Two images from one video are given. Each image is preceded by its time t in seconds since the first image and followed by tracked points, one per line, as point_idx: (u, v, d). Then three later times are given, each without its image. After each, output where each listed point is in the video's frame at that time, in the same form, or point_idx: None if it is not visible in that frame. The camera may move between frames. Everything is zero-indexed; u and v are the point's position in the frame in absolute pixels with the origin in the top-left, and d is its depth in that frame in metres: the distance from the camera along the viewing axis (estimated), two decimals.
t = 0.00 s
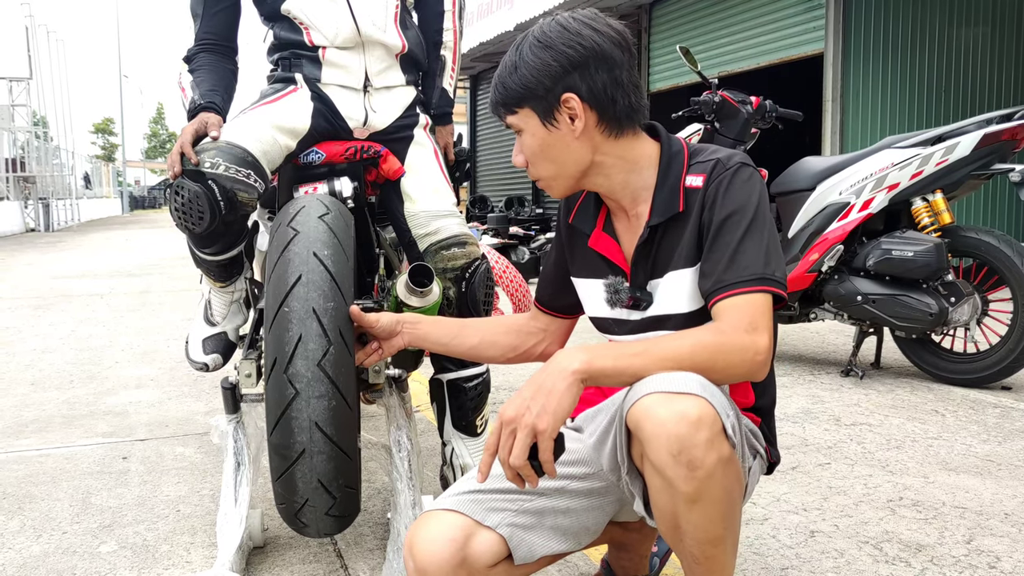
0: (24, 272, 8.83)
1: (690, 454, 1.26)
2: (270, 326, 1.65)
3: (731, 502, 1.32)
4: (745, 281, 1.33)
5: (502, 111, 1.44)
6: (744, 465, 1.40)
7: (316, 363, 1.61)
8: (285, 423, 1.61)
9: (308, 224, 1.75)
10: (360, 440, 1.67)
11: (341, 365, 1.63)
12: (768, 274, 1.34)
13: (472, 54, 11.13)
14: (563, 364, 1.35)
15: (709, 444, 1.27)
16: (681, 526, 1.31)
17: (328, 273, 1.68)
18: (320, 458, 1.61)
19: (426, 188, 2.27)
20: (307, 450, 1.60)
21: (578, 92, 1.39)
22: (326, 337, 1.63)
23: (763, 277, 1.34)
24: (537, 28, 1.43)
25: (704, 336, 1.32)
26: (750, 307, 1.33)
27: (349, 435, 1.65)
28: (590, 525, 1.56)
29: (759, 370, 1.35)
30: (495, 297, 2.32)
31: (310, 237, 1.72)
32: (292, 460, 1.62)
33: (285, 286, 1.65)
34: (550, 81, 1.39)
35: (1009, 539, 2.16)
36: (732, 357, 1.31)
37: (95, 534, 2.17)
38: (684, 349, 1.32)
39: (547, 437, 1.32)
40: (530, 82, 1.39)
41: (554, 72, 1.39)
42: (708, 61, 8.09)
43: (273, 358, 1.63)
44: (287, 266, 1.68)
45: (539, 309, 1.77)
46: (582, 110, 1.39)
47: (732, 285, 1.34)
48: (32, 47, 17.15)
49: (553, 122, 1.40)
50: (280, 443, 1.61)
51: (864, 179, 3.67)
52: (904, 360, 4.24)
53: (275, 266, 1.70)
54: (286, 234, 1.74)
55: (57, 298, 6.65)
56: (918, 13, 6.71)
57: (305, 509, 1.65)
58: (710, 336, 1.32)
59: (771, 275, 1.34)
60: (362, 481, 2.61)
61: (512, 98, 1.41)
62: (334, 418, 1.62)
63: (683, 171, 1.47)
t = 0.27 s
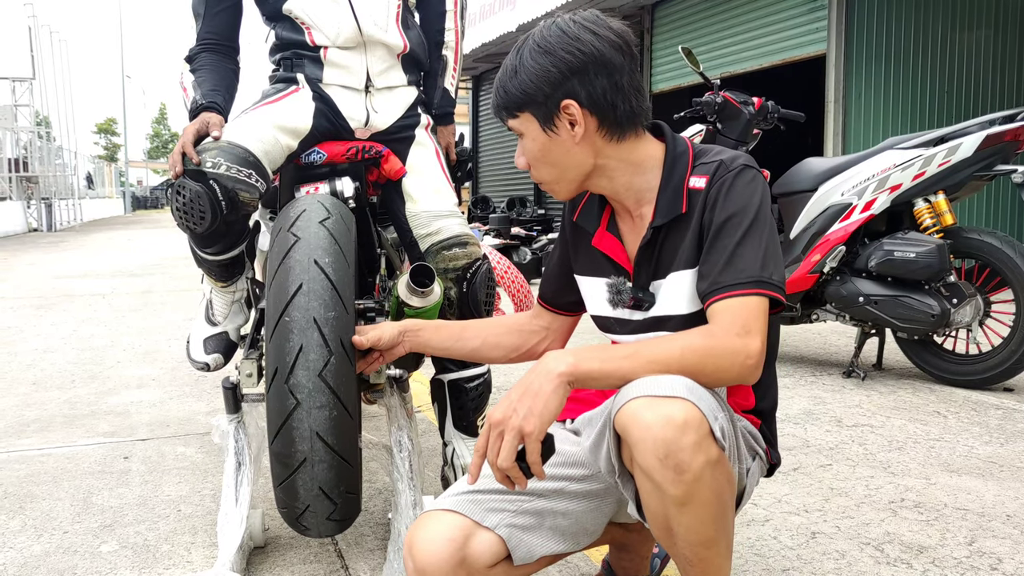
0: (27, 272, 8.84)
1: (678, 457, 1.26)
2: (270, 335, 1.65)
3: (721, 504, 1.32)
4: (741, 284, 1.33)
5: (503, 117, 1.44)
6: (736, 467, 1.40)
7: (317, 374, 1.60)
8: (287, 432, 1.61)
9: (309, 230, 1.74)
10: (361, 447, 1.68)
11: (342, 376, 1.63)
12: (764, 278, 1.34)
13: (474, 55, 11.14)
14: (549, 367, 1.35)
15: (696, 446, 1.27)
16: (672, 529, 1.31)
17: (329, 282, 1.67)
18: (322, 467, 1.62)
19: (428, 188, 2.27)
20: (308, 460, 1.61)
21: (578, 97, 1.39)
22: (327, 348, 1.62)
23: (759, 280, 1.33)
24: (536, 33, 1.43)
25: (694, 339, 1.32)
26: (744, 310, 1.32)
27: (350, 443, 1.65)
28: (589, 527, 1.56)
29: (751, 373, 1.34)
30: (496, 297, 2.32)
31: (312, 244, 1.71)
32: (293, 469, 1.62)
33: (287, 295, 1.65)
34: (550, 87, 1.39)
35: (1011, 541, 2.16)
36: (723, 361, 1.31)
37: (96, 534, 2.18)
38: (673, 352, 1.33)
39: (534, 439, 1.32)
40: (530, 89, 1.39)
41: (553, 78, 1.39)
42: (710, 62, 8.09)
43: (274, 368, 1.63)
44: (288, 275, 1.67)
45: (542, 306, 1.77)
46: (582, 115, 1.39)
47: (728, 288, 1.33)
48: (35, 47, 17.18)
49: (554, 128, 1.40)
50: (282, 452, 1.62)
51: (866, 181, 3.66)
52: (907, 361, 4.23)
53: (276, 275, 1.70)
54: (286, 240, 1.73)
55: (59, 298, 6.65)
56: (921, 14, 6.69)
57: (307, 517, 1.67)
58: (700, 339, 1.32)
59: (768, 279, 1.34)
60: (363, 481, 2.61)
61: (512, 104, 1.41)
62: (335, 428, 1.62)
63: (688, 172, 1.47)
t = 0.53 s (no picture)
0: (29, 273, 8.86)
1: (676, 462, 1.26)
2: (271, 351, 1.65)
3: (720, 508, 1.31)
4: (742, 286, 1.32)
5: (510, 112, 1.45)
6: (735, 469, 1.39)
7: (318, 392, 1.61)
8: (288, 447, 1.63)
9: (309, 240, 1.73)
10: (362, 459, 1.70)
11: (344, 393, 1.64)
12: (764, 280, 1.33)
13: (476, 56, 11.15)
14: (545, 373, 1.35)
15: (694, 451, 1.27)
16: (672, 533, 1.31)
17: (329, 297, 1.66)
18: (323, 481, 1.64)
19: (429, 189, 2.27)
20: (309, 474, 1.63)
21: (583, 95, 1.39)
22: (328, 366, 1.62)
23: (758, 283, 1.32)
24: (545, 29, 1.43)
25: (692, 342, 1.32)
26: (742, 313, 1.32)
27: (351, 457, 1.67)
28: (590, 530, 1.56)
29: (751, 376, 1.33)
30: (497, 299, 2.30)
31: (312, 256, 1.70)
32: (295, 481, 1.65)
33: (287, 311, 1.65)
34: (556, 84, 1.39)
35: (1013, 544, 2.15)
36: (721, 364, 1.30)
37: (96, 535, 2.17)
38: (670, 357, 1.32)
39: (532, 444, 1.32)
40: (536, 84, 1.39)
41: (559, 74, 1.38)
42: (712, 64, 8.09)
43: (275, 385, 1.63)
44: (288, 290, 1.66)
45: (548, 308, 1.77)
46: (587, 112, 1.39)
47: (728, 290, 1.33)
48: (38, 48, 17.22)
49: (559, 125, 1.40)
50: (284, 465, 1.64)
51: (868, 183, 3.66)
52: (908, 364, 4.23)
53: (276, 289, 1.69)
54: (286, 251, 1.72)
55: (61, 299, 6.66)
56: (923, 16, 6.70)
57: (308, 525, 1.70)
58: (697, 343, 1.32)
59: (767, 281, 1.33)
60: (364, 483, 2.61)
61: (518, 99, 1.41)
62: (336, 443, 1.64)
63: (690, 174, 1.47)
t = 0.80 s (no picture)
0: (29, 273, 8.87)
1: (683, 466, 1.26)
2: (270, 364, 1.65)
3: (727, 512, 1.31)
4: (746, 290, 1.32)
5: (511, 111, 1.45)
6: (741, 473, 1.39)
7: (316, 407, 1.62)
8: (287, 459, 1.63)
9: (308, 252, 1.71)
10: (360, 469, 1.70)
11: (342, 407, 1.65)
12: (769, 284, 1.32)
13: (477, 58, 11.17)
14: (555, 372, 1.34)
15: (702, 455, 1.26)
16: (677, 536, 1.31)
17: (328, 310, 1.66)
18: (321, 491, 1.64)
19: (428, 192, 2.27)
20: (308, 485, 1.63)
21: (583, 96, 1.38)
22: (326, 379, 1.63)
23: (764, 287, 1.32)
24: (546, 30, 1.43)
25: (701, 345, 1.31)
26: (750, 318, 1.31)
27: (349, 467, 1.67)
28: (589, 535, 1.56)
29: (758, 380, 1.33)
30: (497, 301, 2.31)
31: (311, 268, 1.69)
32: (293, 492, 1.65)
33: (285, 325, 1.64)
34: (557, 84, 1.38)
35: (1013, 549, 2.15)
36: (728, 368, 1.30)
37: (95, 536, 2.17)
38: (678, 360, 1.31)
39: (540, 444, 1.31)
40: (537, 84, 1.39)
41: (559, 75, 1.38)
42: (713, 66, 8.09)
43: (273, 399, 1.63)
44: (287, 302, 1.66)
45: (552, 310, 1.76)
46: (587, 114, 1.39)
47: (733, 294, 1.32)
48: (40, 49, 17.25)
49: (559, 126, 1.40)
50: (283, 476, 1.64)
51: (869, 186, 3.66)
52: (909, 368, 4.22)
53: (275, 300, 1.68)
54: (285, 263, 1.70)
55: (62, 299, 6.66)
56: (927, 15, 6.67)
57: (306, 531, 1.71)
58: (708, 347, 1.30)
59: (772, 286, 1.33)
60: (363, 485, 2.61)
61: (519, 99, 1.41)
62: (334, 455, 1.64)
63: (691, 176, 1.47)
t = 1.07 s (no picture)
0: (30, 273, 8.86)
1: (684, 474, 1.25)
2: (269, 373, 1.65)
3: (728, 519, 1.30)
4: (753, 298, 1.31)
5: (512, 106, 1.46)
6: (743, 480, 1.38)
7: (315, 416, 1.62)
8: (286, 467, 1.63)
9: (308, 258, 1.70)
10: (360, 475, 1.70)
11: (341, 417, 1.64)
12: (775, 291, 1.32)
13: (478, 59, 11.17)
14: (562, 376, 1.34)
15: (703, 463, 1.26)
16: (676, 543, 1.30)
17: (327, 320, 1.66)
18: (321, 499, 1.64)
19: (429, 193, 2.27)
20: (307, 493, 1.63)
21: (582, 94, 1.38)
22: (326, 389, 1.63)
23: (770, 294, 1.31)
24: (549, 26, 1.43)
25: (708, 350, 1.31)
26: (757, 325, 1.30)
27: (349, 475, 1.67)
28: (590, 538, 1.55)
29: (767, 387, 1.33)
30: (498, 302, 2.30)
31: (310, 276, 1.68)
32: (293, 499, 1.65)
33: (285, 334, 1.64)
34: (556, 81, 1.39)
35: (1014, 552, 2.14)
36: (737, 375, 1.29)
37: (94, 537, 2.17)
38: (686, 364, 1.31)
39: (546, 448, 1.32)
40: (536, 80, 1.40)
41: (558, 72, 1.38)
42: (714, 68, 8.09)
43: (274, 407, 1.64)
44: (286, 311, 1.65)
45: (550, 308, 1.77)
46: (584, 112, 1.39)
47: (738, 303, 1.31)
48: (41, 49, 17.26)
49: (556, 122, 1.40)
50: (282, 483, 1.64)
51: (871, 188, 3.65)
52: (909, 370, 4.22)
53: (275, 307, 1.68)
54: (284, 270, 1.69)
55: (62, 300, 6.66)
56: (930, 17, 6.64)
57: (305, 535, 1.70)
58: (716, 352, 1.30)
59: (778, 293, 1.32)
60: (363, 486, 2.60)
61: (518, 93, 1.42)
62: (334, 463, 1.64)
63: (690, 178, 1.46)
